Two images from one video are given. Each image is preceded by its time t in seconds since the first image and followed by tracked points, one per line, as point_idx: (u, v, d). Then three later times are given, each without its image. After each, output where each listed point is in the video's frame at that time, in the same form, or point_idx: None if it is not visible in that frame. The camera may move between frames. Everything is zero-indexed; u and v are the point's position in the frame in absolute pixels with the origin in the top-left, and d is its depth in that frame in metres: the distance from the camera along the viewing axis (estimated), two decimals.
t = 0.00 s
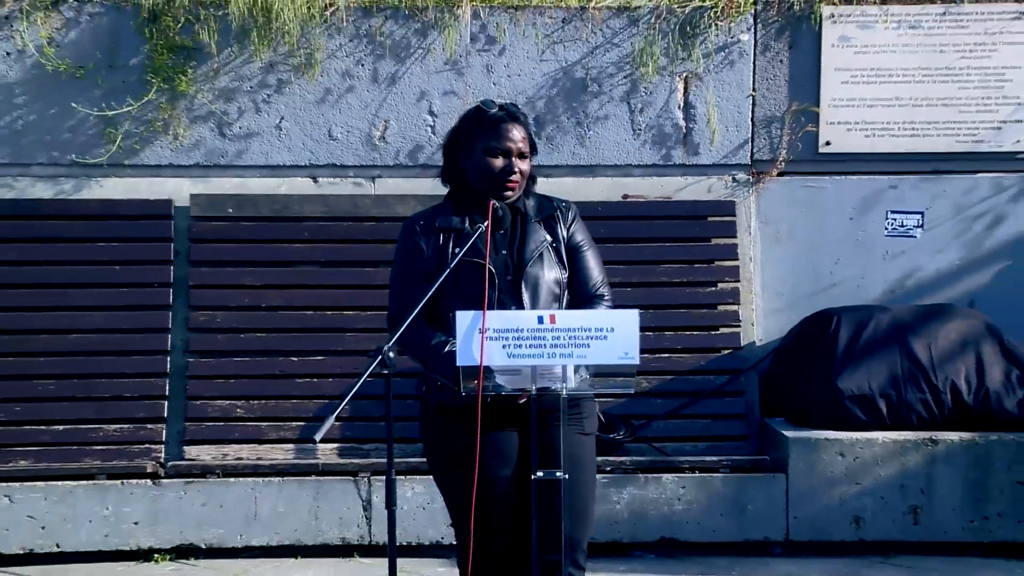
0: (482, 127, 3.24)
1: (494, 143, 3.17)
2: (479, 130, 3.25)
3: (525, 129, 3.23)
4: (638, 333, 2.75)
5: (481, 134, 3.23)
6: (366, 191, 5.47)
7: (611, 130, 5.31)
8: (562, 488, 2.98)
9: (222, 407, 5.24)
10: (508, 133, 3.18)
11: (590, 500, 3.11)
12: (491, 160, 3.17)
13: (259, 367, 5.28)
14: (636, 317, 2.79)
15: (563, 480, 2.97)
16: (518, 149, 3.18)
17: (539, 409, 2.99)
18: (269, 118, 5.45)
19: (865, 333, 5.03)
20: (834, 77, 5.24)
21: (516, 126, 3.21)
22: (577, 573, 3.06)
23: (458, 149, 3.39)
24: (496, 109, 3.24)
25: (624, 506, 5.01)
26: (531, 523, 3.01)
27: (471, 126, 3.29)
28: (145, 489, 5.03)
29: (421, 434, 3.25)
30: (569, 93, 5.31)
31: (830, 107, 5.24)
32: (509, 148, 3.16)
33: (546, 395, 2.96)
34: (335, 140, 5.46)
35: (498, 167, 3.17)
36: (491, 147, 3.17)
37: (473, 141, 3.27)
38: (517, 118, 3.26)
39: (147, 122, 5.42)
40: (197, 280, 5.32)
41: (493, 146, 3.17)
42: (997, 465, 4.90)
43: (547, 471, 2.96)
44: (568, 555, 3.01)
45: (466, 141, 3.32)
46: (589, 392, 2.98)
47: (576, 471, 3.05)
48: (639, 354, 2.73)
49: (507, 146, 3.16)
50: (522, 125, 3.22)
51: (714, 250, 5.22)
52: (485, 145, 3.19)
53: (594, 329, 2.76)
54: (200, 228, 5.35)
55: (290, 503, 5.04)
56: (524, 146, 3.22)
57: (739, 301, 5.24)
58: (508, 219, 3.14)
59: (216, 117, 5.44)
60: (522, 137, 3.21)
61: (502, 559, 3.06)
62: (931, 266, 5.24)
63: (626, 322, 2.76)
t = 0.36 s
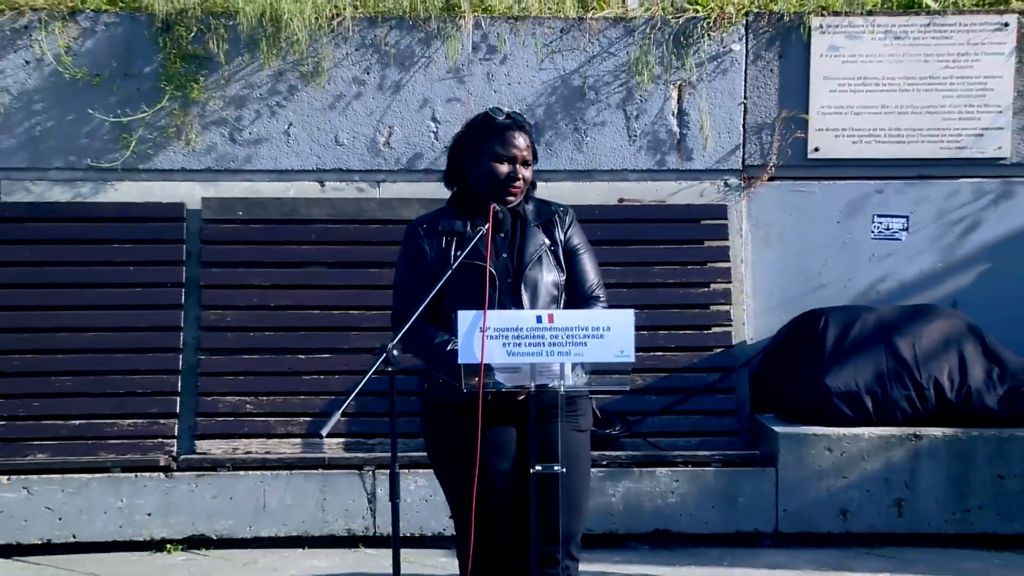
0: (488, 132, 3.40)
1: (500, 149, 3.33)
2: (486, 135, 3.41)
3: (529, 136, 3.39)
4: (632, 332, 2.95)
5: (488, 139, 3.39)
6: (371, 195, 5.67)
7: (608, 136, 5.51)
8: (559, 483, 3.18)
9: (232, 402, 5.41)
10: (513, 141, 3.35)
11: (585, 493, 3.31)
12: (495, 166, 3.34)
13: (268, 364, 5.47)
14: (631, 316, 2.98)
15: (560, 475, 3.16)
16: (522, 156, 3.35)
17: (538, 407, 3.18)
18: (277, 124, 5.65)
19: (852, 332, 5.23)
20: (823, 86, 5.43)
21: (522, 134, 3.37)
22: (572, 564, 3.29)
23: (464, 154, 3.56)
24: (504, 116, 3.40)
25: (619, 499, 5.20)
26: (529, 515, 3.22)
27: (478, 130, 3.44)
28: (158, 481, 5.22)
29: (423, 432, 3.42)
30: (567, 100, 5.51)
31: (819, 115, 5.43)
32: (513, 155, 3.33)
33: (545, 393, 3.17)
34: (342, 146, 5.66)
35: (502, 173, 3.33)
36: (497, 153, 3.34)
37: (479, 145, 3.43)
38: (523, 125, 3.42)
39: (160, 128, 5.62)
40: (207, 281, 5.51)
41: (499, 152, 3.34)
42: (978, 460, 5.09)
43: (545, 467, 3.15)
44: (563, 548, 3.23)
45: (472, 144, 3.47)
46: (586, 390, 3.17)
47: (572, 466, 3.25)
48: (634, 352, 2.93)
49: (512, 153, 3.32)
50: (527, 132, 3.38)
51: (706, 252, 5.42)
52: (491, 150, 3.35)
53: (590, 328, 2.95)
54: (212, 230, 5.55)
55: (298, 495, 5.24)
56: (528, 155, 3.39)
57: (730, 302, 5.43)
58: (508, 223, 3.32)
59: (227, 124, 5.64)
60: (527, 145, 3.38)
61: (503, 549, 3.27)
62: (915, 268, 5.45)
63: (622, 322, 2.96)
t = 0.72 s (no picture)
0: (475, 136, 3.51)
1: (487, 153, 3.45)
2: (472, 139, 3.52)
3: (515, 141, 3.51)
4: (616, 332, 3.04)
5: (474, 143, 3.50)
6: (359, 196, 5.77)
7: (592, 139, 5.60)
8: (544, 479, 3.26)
9: (221, 401, 5.48)
10: (500, 145, 3.47)
11: (570, 489, 3.39)
12: (483, 169, 3.45)
13: (257, 364, 5.54)
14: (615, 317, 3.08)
15: (545, 471, 3.24)
16: (509, 160, 3.47)
17: (523, 404, 3.25)
18: (267, 127, 5.73)
19: (831, 330, 5.34)
20: (803, 89, 5.54)
21: (508, 138, 3.49)
22: (556, 559, 3.35)
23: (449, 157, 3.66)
24: (490, 121, 3.52)
25: (603, 496, 5.29)
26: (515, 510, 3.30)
27: (464, 135, 3.56)
28: (148, 479, 5.30)
29: (410, 428, 3.49)
30: (552, 103, 5.61)
31: (799, 118, 5.54)
32: (500, 159, 3.45)
33: (530, 390, 3.24)
34: (330, 148, 5.75)
35: (489, 176, 3.45)
36: (483, 157, 3.45)
37: (466, 149, 3.54)
38: (509, 130, 3.54)
39: (151, 131, 5.70)
40: (197, 281, 5.59)
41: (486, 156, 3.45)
42: (954, 456, 5.20)
43: (531, 463, 3.23)
44: (549, 543, 3.32)
45: (458, 148, 3.58)
46: (570, 388, 3.27)
47: (557, 464, 3.31)
48: (617, 351, 3.03)
49: (498, 157, 3.44)
50: (513, 137, 3.51)
51: (688, 253, 5.52)
52: (478, 154, 3.46)
53: (575, 328, 3.04)
54: (202, 231, 5.63)
55: (287, 492, 5.31)
56: (514, 159, 3.50)
57: (712, 301, 5.54)
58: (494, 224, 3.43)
59: (216, 127, 5.72)
60: (512, 148, 3.50)
61: (490, 543, 3.36)
62: (892, 268, 5.57)
63: (605, 321, 3.05)
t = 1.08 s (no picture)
0: (456, 138, 3.63)
1: (468, 154, 3.57)
2: (454, 141, 3.65)
3: (495, 141, 3.64)
4: (594, 327, 3.12)
5: (456, 144, 3.63)
6: (343, 195, 5.91)
7: (571, 139, 5.75)
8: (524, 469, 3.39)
9: (209, 396, 5.63)
10: (480, 146, 3.59)
11: (549, 480, 3.53)
12: (465, 171, 3.59)
13: (244, 360, 5.67)
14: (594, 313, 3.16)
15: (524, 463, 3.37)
16: (489, 161, 3.60)
17: (504, 398, 3.36)
18: (253, 128, 5.86)
19: (803, 325, 5.50)
20: (776, 91, 5.70)
21: (488, 139, 3.62)
22: (537, 548, 3.50)
23: (430, 157, 3.78)
24: (471, 123, 3.65)
25: (582, 487, 5.45)
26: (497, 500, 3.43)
27: (446, 136, 3.68)
28: (138, 473, 5.41)
29: (394, 423, 3.61)
30: (532, 105, 5.75)
31: (772, 118, 5.70)
32: (481, 160, 3.58)
33: (511, 385, 3.34)
34: (315, 149, 5.88)
35: (470, 176, 3.58)
36: (465, 158, 3.58)
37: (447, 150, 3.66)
38: (488, 131, 3.66)
39: (139, 132, 5.83)
40: (186, 279, 5.71)
41: (467, 157, 3.58)
42: (920, 445, 5.38)
43: (511, 454, 3.36)
44: (529, 532, 3.45)
45: (439, 149, 3.70)
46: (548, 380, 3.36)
47: (535, 455, 3.46)
48: (594, 346, 3.11)
49: (479, 158, 3.57)
50: (493, 138, 3.63)
51: (665, 249, 5.68)
52: (459, 155, 3.59)
53: (554, 323, 3.13)
54: (190, 231, 5.76)
55: (274, 485, 5.45)
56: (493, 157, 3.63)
57: (688, 297, 5.70)
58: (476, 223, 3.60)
59: (204, 128, 5.85)
60: (492, 149, 3.63)
61: (473, 533, 3.51)
62: (862, 264, 5.73)
63: (583, 317, 3.13)
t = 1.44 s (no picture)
0: (407, 140, 3.91)
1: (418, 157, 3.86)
2: (405, 142, 3.92)
3: (444, 144, 3.93)
4: (537, 317, 3.41)
5: (406, 147, 3.91)
6: (300, 194, 6.23)
7: (516, 140, 6.15)
8: (472, 452, 3.74)
9: (174, 384, 5.92)
10: (429, 149, 3.88)
11: (495, 463, 3.87)
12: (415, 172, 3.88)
13: (205, 351, 5.96)
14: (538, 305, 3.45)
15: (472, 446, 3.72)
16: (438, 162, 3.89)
17: (453, 385, 3.70)
18: (213, 130, 6.17)
19: (733, 315, 5.90)
20: (705, 95, 6.18)
21: (437, 142, 3.90)
22: (484, 525, 3.83)
23: (382, 156, 4.04)
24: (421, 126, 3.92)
25: (528, 469, 5.78)
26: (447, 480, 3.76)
27: (397, 138, 3.95)
28: (105, 458, 5.69)
29: (348, 407, 3.91)
30: (478, 108, 6.14)
31: (703, 121, 6.17)
32: (430, 162, 3.87)
33: (460, 372, 3.68)
34: (272, 151, 6.19)
35: (420, 177, 3.88)
36: (415, 161, 3.87)
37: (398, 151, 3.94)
38: (437, 134, 3.94)
39: (104, 134, 6.11)
40: (151, 274, 6.00)
41: (418, 160, 3.87)
42: (842, 427, 5.76)
43: (461, 438, 3.69)
44: (476, 511, 3.79)
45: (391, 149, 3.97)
46: (494, 370, 3.71)
47: (483, 439, 3.79)
48: (537, 334, 3.39)
49: (429, 161, 3.86)
50: (442, 141, 3.92)
51: (605, 244, 6.10)
52: (410, 158, 3.87)
53: (499, 315, 3.42)
54: (154, 228, 6.06)
55: (235, 469, 5.76)
56: (443, 160, 3.93)
57: (626, 289, 6.12)
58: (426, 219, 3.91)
59: (166, 130, 6.15)
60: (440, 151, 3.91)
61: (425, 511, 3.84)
62: (787, 257, 6.24)
63: (526, 307, 3.42)
